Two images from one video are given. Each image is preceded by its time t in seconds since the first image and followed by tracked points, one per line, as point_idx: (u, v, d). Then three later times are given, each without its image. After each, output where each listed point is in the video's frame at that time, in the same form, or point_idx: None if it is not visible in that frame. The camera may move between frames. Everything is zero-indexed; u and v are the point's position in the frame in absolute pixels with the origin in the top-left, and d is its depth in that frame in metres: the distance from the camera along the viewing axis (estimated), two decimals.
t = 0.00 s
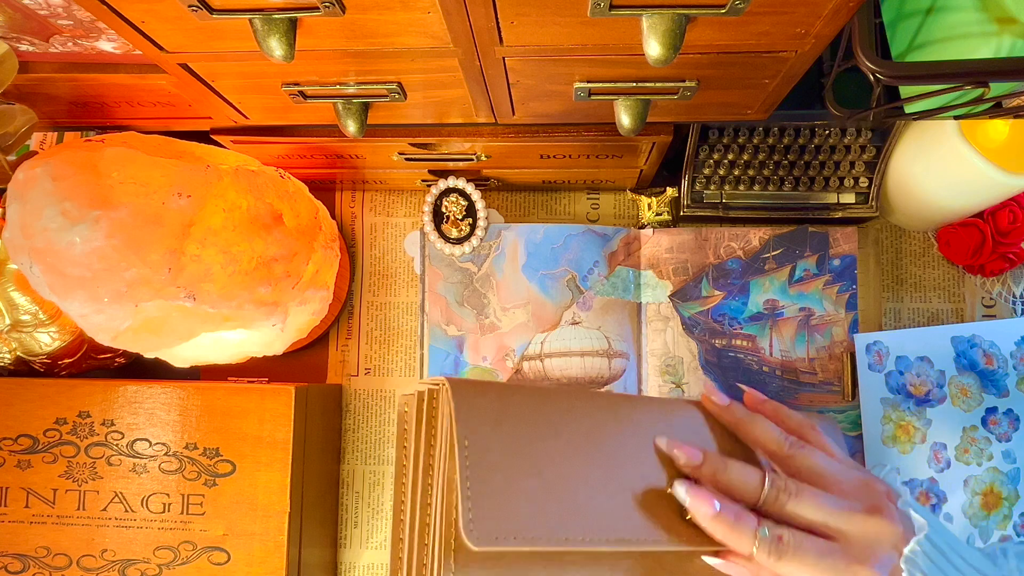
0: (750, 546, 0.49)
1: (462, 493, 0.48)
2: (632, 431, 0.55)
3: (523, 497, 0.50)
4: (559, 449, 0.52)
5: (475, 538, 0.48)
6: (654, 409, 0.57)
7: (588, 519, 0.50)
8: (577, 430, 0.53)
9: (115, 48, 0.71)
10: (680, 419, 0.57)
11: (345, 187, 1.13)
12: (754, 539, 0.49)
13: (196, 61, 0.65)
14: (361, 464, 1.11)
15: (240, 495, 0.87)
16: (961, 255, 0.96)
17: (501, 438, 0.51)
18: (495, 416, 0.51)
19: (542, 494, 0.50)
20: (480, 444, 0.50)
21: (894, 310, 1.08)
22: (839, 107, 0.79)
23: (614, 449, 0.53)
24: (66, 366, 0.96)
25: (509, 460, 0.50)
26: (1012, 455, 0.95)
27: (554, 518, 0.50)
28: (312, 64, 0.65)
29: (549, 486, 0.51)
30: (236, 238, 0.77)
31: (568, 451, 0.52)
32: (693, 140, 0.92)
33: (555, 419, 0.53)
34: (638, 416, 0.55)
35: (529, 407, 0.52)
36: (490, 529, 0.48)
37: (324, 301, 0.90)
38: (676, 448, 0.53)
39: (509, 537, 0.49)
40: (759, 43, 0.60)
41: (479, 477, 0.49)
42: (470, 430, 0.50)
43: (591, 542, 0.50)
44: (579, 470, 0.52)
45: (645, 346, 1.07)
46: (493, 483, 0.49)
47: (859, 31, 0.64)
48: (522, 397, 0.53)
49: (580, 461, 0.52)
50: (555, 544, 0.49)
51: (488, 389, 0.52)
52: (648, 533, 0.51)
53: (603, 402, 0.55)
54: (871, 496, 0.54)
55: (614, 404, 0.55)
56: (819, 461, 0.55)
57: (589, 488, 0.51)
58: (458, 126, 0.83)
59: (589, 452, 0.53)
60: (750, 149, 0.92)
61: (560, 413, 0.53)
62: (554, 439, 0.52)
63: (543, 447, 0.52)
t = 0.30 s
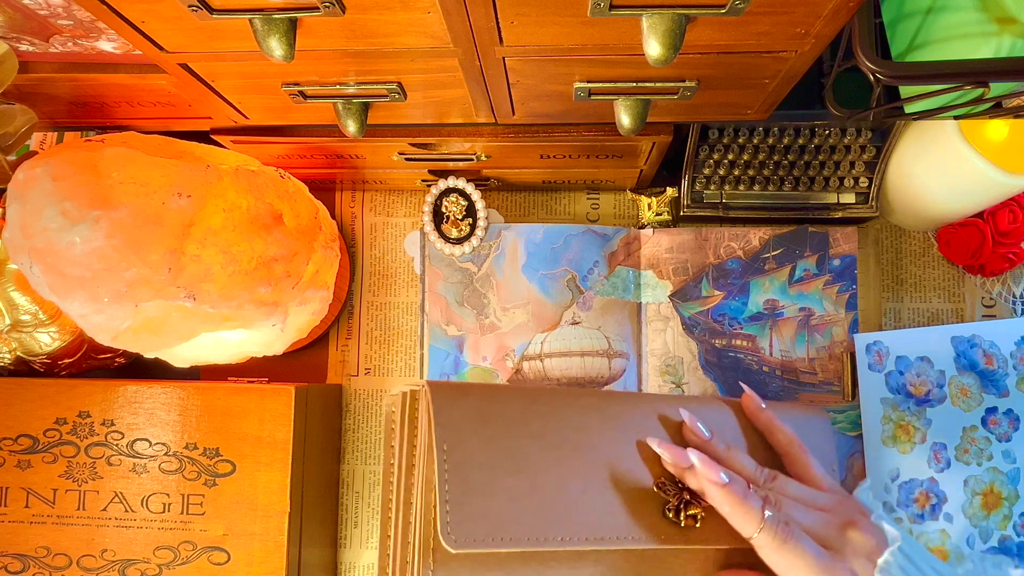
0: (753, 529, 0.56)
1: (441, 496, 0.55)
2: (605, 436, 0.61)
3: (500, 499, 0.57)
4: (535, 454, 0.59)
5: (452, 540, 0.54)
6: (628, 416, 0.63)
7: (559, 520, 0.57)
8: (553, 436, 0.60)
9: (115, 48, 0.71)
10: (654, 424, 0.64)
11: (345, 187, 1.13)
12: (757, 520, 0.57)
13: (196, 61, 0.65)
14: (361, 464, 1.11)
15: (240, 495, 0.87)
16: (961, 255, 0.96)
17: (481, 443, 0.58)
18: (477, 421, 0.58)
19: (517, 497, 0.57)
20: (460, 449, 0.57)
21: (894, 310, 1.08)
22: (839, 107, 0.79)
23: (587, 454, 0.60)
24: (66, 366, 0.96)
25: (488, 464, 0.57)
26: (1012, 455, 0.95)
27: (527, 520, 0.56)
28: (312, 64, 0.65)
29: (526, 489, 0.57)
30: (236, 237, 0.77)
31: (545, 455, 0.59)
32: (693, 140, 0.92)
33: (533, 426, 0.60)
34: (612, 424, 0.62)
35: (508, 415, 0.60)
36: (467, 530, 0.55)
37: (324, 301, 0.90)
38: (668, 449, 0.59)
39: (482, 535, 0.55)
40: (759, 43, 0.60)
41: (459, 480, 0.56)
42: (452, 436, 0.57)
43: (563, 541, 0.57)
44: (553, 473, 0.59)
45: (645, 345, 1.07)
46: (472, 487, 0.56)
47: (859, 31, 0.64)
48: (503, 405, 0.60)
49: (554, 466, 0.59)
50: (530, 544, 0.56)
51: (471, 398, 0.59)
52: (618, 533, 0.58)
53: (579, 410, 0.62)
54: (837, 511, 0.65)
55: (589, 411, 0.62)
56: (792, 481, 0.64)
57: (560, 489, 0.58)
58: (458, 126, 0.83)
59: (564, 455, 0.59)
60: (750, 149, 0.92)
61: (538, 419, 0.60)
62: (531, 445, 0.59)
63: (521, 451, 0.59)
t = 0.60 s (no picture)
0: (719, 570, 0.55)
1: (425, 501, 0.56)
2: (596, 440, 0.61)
3: (484, 505, 0.58)
4: (521, 462, 0.59)
5: (432, 548, 0.55)
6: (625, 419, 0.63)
7: (544, 529, 0.58)
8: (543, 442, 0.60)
9: (115, 48, 0.71)
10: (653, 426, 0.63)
11: (345, 187, 1.13)
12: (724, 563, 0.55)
13: (196, 61, 0.65)
14: (361, 464, 1.11)
15: (240, 495, 0.87)
16: (962, 255, 0.96)
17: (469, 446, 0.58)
18: (465, 426, 0.59)
19: (500, 505, 0.58)
20: (446, 456, 0.57)
21: (893, 310, 1.08)
22: (839, 107, 0.79)
23: (576, 459, 0.60)
24: (66, 366, 0.96)
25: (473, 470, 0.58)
26: (1012, 455, 0.95)
27: (511, 529, 0.57)
28: (312, 64, 0.65)
29: (508, 495, 0.58)
30: (236, 238, 0.77)
31: (532, 462, 0.59)
32: (693, 140, 0.92)
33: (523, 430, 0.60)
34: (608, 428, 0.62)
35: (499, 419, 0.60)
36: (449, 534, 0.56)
37: (324, 301, 0.90)
38: (674, 460, 0.58)
39: (466, 539, 0.56)
40: (759, 43, 0.60)
41: (442, 486, 0.57)
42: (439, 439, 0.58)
43: (545, 550, 0.57)
44: (540, 480, 0.59)
45: (645, 345, 1.07)
46: (455, 493, 0.57)
47: (859, 31, 0.64)
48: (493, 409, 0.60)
49: (542, 474, 0.59)
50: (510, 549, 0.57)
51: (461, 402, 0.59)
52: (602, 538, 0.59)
53: (574, 413, 0.62)
54: (839, 531, 0.62)
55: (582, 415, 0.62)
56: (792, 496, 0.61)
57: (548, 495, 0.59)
58: (458, 126, 0.83)
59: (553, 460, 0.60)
60: (750, 149, 0.92)
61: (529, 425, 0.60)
62: (519, 452, 0.59)
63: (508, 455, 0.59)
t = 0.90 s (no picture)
0: None
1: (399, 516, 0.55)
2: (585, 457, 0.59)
3: (462, 519, 0.56)
4: (502, 477, 0.57)
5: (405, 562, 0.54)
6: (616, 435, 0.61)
7: (522, 543, 0.57)
8: (529, 458, 0.58)
9: (115, 48, 0.71)
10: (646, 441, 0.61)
11: (345, 187, 1.13)
12: None
13: (196, 61, 0.65)
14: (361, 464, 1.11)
15: (240, 495, 0.87)
16: (961, 255, 0.96)
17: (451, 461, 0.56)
18: (448, 438, 0.57)
19: (478, 520, 0.56)
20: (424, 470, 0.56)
21: (894, 310, 1.08)
22: (839, 107, 0.79)
23: (562, 474, 0.59)
24: (66, 366, 0.96)
25: (454, 485, 0.56)
26: (1012, 455, 0.95)
27: (487, 543, 0.56)
28: (312, 64, 0.65)
29: (489, 513, 0.57)
30: (236, 238, 0.77)
31: (512, 476, 0.57)
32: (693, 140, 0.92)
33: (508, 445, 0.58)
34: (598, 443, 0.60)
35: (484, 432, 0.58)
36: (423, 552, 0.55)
37: (324, 301, 0.90)
38: (660, 509, 0.54)
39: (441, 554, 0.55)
40: (759, 43, 0.60)
41: (420, 500, 0.56)
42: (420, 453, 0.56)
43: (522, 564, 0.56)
44: (524, 497, 0.57)
45: (645, 345, 1.07)
46: (432, 506, 0.56)
47: (859, 31, 0.64)
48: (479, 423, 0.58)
49: (522, 488, 0.58)
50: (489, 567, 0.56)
51: (444, 415, 0.57)
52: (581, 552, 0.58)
53: (563, 426, 0.60)
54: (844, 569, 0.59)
55: (571, 428, 0.60)
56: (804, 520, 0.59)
57: (529, 512, 0.57)
58: (458, 126, 0.83)
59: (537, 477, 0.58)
60: (750, 149, 0.92)
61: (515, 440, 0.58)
62: (500, 465, 0.57)
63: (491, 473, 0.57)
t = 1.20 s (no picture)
0: None
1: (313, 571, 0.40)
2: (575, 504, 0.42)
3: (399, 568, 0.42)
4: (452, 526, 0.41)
5: None
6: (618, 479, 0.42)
7: None
8: (491, 509, 0.41)
9: (115, 48, 0.71)
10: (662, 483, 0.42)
11: (345, 187, 1.13)
12: None
13: (196, 61, 0.65)
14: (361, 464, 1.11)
15: (240, 495, 0.87)
16: (961, 255, 0.97)
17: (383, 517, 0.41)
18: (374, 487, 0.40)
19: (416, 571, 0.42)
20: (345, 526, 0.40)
21: (894, 310, 1.08)
22: (839, 107, 0.79)
23: (543, 518, 0.42)
24: (66, 366, 0.96)
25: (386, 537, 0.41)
26: (1012, 455, 0.95)
27: None
28: (312, 64, 0.65)
29: None
30: (236, 238, 0.77)
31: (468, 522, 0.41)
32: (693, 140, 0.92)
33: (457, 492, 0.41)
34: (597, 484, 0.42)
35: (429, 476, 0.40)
36: None
37: (324, 301, 0.90)
38: None
39: None
40: (759, 43, 0.60)
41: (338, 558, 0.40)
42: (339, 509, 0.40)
43: None
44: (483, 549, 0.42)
45: (645, 345, 1.07)
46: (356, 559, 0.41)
47: (859, 31, 0.64)
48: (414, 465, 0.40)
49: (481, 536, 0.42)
50: None
51: (365, 468, 0.39)
52: None
53: (553, 468, 0.41)
54: None
55: (546, 475, 0.41)
56: None
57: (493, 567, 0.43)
58: (458, 126, 0.83)
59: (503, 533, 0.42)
60: (750, 149, 0.92)
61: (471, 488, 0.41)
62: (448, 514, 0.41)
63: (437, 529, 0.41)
